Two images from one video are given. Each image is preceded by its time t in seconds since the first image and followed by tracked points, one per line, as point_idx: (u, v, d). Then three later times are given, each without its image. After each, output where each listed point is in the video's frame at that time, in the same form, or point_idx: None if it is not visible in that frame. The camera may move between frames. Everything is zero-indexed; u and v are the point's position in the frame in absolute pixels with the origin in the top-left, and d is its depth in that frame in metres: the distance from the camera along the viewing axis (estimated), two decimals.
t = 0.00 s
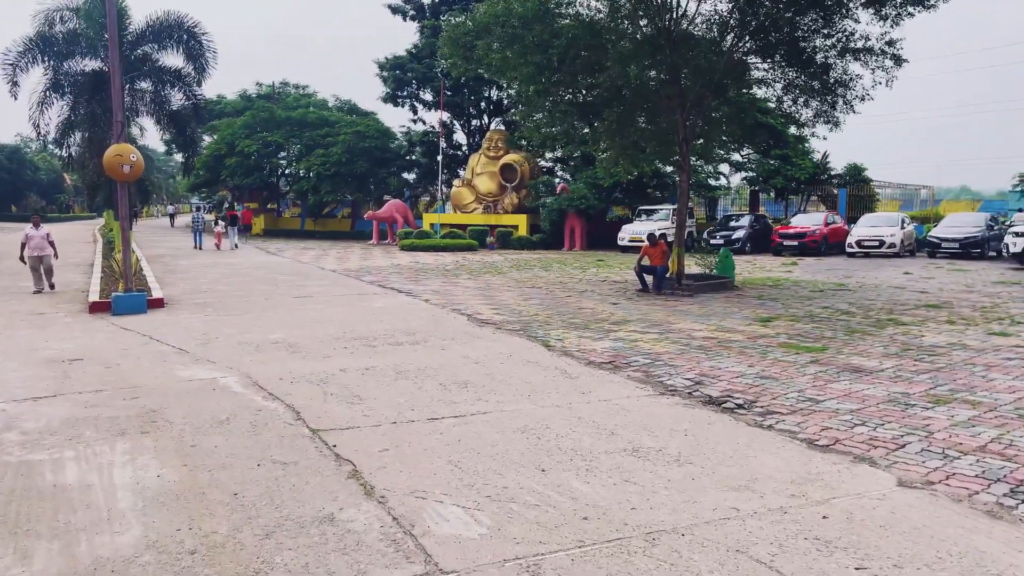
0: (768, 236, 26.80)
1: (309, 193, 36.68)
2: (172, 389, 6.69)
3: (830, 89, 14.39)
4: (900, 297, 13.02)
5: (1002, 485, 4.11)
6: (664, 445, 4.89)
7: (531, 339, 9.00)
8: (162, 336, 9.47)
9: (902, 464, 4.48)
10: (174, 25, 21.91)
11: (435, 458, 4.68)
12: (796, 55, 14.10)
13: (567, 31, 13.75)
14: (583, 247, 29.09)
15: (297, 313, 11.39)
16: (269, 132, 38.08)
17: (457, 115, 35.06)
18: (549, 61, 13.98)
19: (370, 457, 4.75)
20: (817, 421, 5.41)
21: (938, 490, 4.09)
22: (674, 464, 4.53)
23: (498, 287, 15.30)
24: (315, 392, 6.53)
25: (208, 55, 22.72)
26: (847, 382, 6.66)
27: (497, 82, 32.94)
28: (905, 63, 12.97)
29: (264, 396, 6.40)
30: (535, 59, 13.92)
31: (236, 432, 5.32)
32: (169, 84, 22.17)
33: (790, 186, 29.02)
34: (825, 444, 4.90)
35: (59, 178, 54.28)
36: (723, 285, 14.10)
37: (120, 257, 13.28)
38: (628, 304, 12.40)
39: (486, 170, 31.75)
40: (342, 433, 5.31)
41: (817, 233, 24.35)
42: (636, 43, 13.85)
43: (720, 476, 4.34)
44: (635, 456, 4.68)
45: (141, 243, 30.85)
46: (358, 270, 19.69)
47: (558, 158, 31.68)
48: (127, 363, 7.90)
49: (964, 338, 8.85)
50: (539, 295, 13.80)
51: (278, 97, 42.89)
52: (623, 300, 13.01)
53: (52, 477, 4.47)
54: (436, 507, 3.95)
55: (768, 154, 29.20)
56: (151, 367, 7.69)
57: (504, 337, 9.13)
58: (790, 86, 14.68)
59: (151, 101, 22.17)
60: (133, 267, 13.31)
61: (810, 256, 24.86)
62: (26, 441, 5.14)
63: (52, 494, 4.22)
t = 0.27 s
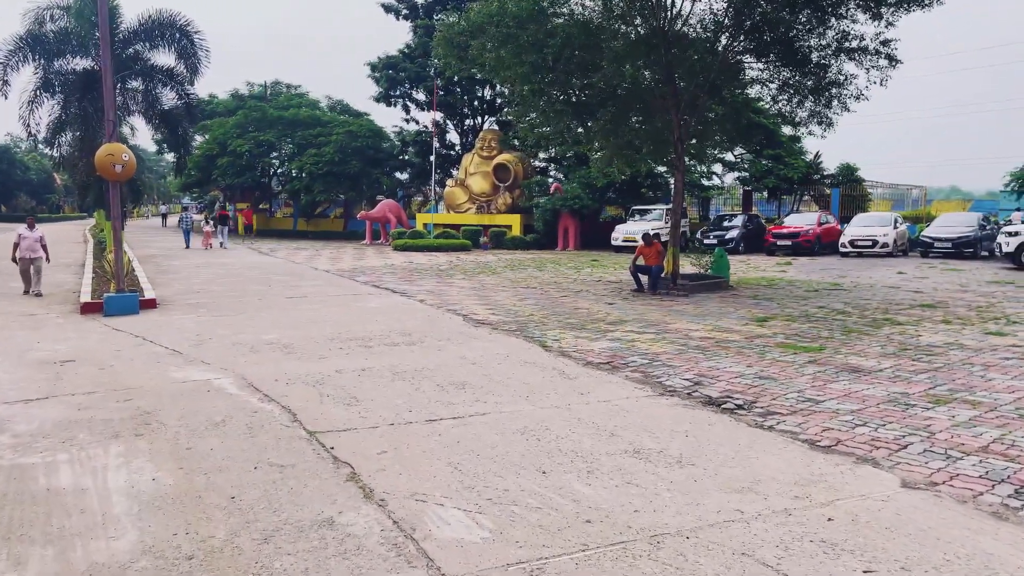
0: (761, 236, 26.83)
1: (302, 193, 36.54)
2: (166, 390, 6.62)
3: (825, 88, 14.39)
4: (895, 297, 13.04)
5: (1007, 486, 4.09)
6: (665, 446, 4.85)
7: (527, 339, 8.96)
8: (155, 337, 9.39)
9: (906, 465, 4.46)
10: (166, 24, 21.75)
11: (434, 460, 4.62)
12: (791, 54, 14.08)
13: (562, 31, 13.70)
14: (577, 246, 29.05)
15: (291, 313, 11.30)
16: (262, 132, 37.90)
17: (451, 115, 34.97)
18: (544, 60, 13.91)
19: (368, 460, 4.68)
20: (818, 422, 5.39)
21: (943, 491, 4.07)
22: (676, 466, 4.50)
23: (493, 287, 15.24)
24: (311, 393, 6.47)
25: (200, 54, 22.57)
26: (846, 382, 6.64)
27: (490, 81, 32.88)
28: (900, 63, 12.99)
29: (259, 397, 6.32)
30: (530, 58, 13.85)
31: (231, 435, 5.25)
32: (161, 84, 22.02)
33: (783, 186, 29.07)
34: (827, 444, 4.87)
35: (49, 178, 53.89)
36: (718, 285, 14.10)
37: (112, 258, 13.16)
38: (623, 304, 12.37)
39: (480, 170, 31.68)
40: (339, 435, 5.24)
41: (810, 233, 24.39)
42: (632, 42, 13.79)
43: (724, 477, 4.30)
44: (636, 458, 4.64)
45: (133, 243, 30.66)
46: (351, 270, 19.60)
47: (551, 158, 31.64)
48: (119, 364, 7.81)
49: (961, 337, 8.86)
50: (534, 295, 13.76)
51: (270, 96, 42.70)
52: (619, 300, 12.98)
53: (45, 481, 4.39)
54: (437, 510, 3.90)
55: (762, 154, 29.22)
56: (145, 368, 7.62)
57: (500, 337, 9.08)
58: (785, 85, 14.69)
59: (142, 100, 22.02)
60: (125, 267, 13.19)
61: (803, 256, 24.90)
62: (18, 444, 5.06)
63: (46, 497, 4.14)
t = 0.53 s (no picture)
0: (761, 236, 26.78)
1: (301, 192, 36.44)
2: (167, 391, 6.56)
3: (828, 87, 14.34)
4: (897, 296, 12.99)
5: (1021, 488, 4.04)
6: (673, 448, 4.79)
7: (530, 339, 8.89)
8: (154, 336, 9.32)
9: (918, 467, 4.41)
10: (165, 22, 21.65)
11: (440, 462, 4.56)
12: (793, 53, 14.02)
13: (563, 29, 13.63)
14: (577, 246, 28.98)
15: (292, 314, 11.23)
16: (261, 131, 37.80)
17: (450, 114, 34.89)
18: (545, 58, 13.83)
19: (372, 462, 4.62)
20: (827, 423, 5.35)
21: (956, 493, 4.01)
22: (684, 467, 4.45)
23: (494, 287, 15.18)
24: (313, 394, 6.41)
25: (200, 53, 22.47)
26: (852, 382, 6.59)
27: (490, 80, 32.83)
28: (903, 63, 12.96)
29: (261, 398, 6.27)
30: (531, 56, 13.77)
31: (234, 435, 5.20)
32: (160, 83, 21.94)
33: (783, 185, 29.03)
34: (837, 446, 4.83)
35: (47, 177, 53.74)
36: (720, 284, 14.05)
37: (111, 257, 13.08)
38: (625, 303, 12.32)
39: (479, 169, 31.58)
40: (343, 437, 5.17)
41: (811, 232, 24.33)
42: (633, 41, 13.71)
43: (733, 480, 4.25)
44: (645, 460, 4.58)
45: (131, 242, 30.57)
46: (351, 270, 19.52)
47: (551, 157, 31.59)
48: (119, 365, 7.73)
49: (965, 337, 8.81)
50: (535, 294, 13.69)
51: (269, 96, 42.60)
52: (620, 299, 12.93)
53: (44, 483, 4.31)
54: (443, 513, 3.84)
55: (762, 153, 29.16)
56: (145, 369, 7.56)
57: (503, 337, 9.02)
58: (786, 84, 14.64)
59: (141, 99, 21.94)
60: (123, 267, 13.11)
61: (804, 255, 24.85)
62: (16, 445, 4.98)
63: (45, 500, 4.07)
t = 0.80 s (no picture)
0: (770, 234, 26.58)
1: (307, 190, 36.38)
2: (168, 390, 6.47)
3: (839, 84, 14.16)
4: (909, 295, 12.83)
5: None
6: (684, 451, 4.67)
7: (537, 338, 8.77)
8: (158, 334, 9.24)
9: (938, 471, 4.28)
10: (171, 19, 21.55)
11: (444, 465, 4.45)
12: (804, 49, 13.86)
13: (571, 24, 13.50)
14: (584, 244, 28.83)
15: (296, 312, 11.13)
16: (267, 128, 37.76)
17: (457, 111, 34.77)
18: (553, 54, 13.70)
19: (375, 464, 4.51)
20: (841, 426, 5.22)
21: (978, 499, 3.88)
22: (695, 471, 4.32)
23: (501, 285, 15.05)
24: (316, 394, 6.30)
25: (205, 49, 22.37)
26: (866, 383, 6.45)
27: (497, 77, 32.72)
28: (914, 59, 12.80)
29: (264, 397, 6.17)
30: (539, 52, 13.63)
31: (235, 436, 5.09)
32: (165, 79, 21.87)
33: (792, 183, 28.83)
34: (852, 449, 4.70)
35: (54, 175, 53.87)
36: (728, 282, 13.90)
37: (115, 254, 13.00)
38: (633, 301, 12.18)
39: (485, 167, 31.42)
40: (346, 438, 5.06)
41: (820, 230, 24.12)
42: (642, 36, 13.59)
43: (746, 484, 4.12)
44: (655, 463, 4.45)
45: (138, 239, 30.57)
46: (357, 267, 19.42)
47: (558, 155, 31.47)
48: (121, 363, 7.64)
49: (980, 336, 8.66)
50: (542, 293, 13.56)
51: (276, 93, 42.56)
52: (628, 297, 12.80)
53: (40, 485, 4.21)
54: (447, 518, 3.73)
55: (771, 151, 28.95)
56: (147, 367, 7.47)
57: (509, 336, 8.90)
58: (796, 80, 14.50)
59: (146, 95, 21.90)
60: (128, 264, 13.04)
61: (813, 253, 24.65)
62: (13, 445, 4.88)
63: (39, 503, 3.97)
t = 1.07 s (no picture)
0: (792, 233, 26.19)
1: (326, 188, 36.39)
2: (180, 392, 6.35)
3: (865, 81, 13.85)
4: (938, 296, 12.49)
5: None
6: (708, 463, 4.46)
7: (555, 339, 8.58)
8: (173, 333, 9.16)
9: (979, 487, 4.06)
10: (189, 15, 21.53)
11: (457, 475, 4.28)
12: (830, 44, 13.55)
13: (591, 19, 13.30)
14: (603, 242, 28.57)
15: (312, 311, 11.01)
16: (286, 126, 37.82)
17: (475, 108, 34.61)
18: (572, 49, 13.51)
19: (386, 473, 4.35)
20: (873, 436, 4.99)
21: None
22: (721, 485, 4.12)
23: (519, 284, 14.87)
24: (329, 397, 6.16)
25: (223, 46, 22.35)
26: (897, 390, 6.20)
27: (516, 73, 32.52)
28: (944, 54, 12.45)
29: (275, 400, 6.03)
30: (558, 48, 13.44)
31: (244, 441, 4.95)
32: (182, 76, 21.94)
33: (815, 181, 28.41)
34: (884, 462, 4.51)
35: (77, 171, 54.42)
36: (751, 283, 13.64)
37: (132, 252, 12.94)
38: (653, 302, 11.95)
39: (503, 164, 31.21)
40: (358, 445, 4.90)
41: (844, 229, 23.70)
42: (664, 31, 13.35)
43: (776, 500, 3.92)
44: (678, 475, 4.26)
45: (158, 236, 30.72)
46: (374, 265, 19.31)
47: (577, 152, 31.24)
48: (133, 364, 7.53)
49: (1015, 341, 8.35)
50: (561, 292, 13.36)
51: (295, 90, 42.60)
52: (648, 297, 12.57)
53: (42, 493, 4.08)
54: (460, 533, 3.56)
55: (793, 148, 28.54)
56: (160, 367, 7.37)
57: (527, 337, 8.72)
58: (821, 76, 14.18)
59: (164, 92, 21.98)
60: (145, 262, 12.99)
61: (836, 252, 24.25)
62: (18, 449, 4.76)
63: (38, 512, 3.83)
